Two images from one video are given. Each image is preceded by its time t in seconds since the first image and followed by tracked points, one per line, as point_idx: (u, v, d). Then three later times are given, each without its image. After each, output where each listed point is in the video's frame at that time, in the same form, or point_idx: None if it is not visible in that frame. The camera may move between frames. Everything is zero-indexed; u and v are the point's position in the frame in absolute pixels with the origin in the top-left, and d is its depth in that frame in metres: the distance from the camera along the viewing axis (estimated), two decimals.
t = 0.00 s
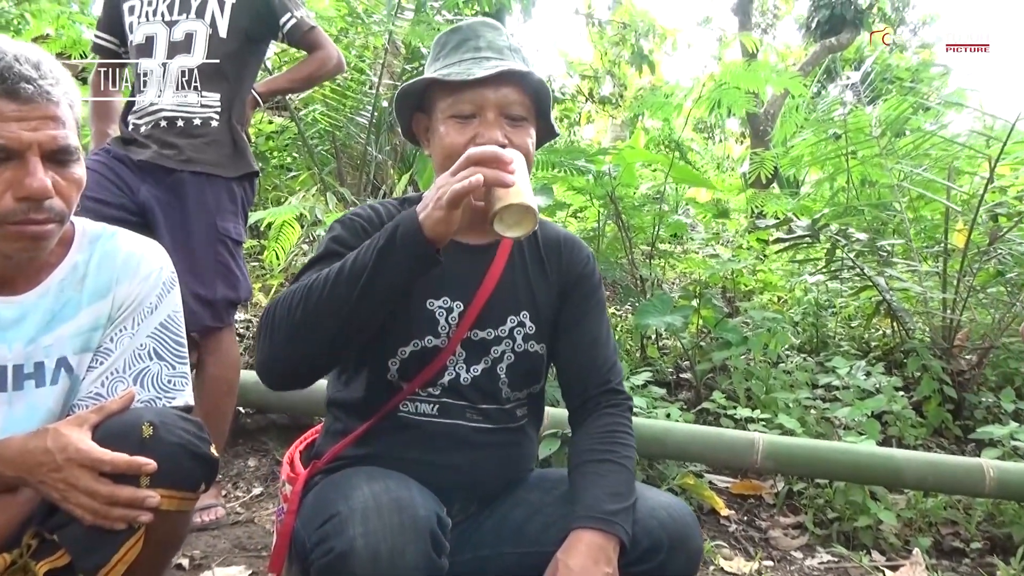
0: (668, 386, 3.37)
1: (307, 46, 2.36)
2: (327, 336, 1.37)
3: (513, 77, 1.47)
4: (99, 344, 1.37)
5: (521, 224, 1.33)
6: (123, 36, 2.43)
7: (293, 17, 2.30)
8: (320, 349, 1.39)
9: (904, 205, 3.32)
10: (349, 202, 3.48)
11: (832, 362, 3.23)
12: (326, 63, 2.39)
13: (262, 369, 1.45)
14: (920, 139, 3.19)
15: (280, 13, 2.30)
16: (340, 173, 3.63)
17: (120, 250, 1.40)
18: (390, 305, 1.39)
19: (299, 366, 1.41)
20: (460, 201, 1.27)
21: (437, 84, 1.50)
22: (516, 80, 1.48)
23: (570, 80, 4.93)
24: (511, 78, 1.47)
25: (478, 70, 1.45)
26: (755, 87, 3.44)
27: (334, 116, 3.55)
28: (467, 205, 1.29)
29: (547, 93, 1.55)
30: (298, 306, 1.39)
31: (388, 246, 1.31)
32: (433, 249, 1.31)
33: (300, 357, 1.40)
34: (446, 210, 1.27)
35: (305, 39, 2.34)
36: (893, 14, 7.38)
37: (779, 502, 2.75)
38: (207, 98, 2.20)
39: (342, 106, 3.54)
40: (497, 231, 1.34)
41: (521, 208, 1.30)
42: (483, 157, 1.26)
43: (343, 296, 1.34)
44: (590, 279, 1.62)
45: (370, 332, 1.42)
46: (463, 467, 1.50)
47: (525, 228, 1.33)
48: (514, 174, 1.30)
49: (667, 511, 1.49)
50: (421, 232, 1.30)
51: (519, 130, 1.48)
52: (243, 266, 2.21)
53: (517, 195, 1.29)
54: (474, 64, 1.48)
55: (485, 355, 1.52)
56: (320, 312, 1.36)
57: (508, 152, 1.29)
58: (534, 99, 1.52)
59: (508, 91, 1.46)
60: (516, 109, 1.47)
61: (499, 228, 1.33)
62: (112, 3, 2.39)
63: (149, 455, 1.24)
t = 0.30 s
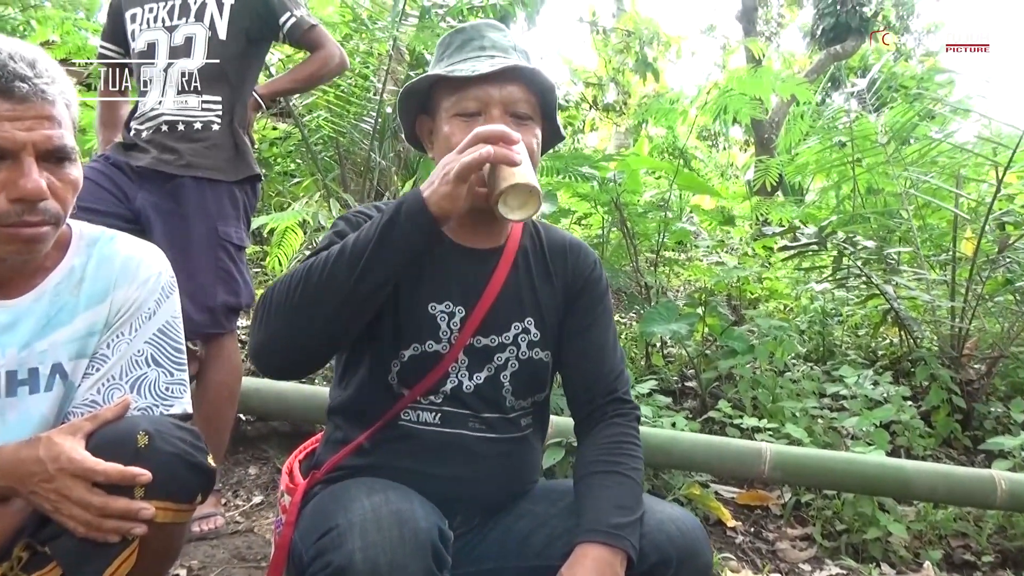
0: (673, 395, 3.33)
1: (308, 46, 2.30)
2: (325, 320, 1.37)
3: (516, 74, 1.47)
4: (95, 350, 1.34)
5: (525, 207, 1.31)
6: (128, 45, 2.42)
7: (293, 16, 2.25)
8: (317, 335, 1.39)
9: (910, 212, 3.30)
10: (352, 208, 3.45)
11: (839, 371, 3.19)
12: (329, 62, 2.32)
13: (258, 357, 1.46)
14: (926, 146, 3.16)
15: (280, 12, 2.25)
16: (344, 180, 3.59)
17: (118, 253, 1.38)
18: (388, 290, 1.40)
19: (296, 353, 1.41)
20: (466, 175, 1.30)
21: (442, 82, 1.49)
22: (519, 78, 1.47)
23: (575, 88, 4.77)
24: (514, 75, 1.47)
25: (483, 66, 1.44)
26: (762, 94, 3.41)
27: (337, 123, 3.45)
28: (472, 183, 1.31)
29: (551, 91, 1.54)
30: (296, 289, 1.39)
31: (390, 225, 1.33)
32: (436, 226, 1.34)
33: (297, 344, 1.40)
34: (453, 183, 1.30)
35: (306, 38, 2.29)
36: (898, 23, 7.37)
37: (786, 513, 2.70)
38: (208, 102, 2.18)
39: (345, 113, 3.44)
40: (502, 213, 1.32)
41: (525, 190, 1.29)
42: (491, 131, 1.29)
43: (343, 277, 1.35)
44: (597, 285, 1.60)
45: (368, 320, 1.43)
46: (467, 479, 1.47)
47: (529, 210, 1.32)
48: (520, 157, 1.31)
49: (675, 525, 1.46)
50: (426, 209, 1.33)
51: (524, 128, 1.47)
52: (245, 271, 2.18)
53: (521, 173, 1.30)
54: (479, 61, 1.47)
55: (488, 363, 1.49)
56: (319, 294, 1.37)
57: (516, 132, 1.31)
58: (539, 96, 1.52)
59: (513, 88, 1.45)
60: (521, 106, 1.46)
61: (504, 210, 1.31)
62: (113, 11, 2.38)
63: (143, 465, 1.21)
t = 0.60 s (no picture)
0: (676, 403, 3.30)
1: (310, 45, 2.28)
2: (320, 312, 1.35)
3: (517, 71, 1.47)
4: (87, 355, 1.32)
5: (526, 198, 1.31)
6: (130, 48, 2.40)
7: (293, 13, 2.23)
8: (311, 327, 1.36)
9: (917, 219, 3.27)
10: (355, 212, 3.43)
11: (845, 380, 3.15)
12: (330, 59, 2.27)
13: (250, 351, 1.43)
14: (932, 153, 3.12)
15: (279, 10, 2.22)
16: (347, 184, 3.54)
17: (113, 256, 1.36)
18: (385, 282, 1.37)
19: (289, 345, 1.38)
20: (467, 163, 1.29)
21: (443, 81, 1.50)
22: (518, 73, 1.48)
23: (579, 94, 4.74)
24: (515, 72, 1.47)
25: (482, 63, 1.44)
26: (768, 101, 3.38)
27: (341, 127, 3.42)
28: (473, 172, 1.31)
29: (552, 91, 1.55)
30: (291, 278, 1.36)
31: (390, 212, 1.32)
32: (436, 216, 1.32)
33: (292, 336, 1.37)
34: (455, 171, 1.30)
35: (306, 35, 2.26)
36: (903, 31, 7.36)
37: (791, 524, 2.67)
38: (209, 104, 2.17)
39: (349, 117, 3.42)
40: (503, 205, 1.31)
41: (527, 180, 1.29)
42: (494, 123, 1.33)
43: (339, 266, 1.33)
44: (601, 292, 1.57)
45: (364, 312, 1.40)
46: (466, 490, 1.44)
47: (530, 202, 1.31)
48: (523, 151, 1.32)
49: (679, 538, 1.42)
50: (426, 195, 1.31)
51: (527, 126, 1.47)
52: (247, 275, 2.15)
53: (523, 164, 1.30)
54: (479, 58, 1.47)
55: (488, 370, 1.46)
56: (315, 283, 1.34)
57: (519, 127, 1.35)
58: (540, 95, 1.52)
59: (514, 86, 1.46)
60: (523, 104, 1.47)
61: (505, 201, 1.30)
62: (114, 12, 2.36)
63: (133, 475, 1.18)
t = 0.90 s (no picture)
0: (679, 413, 3.27)
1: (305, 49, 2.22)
2: (315, 311, 1.33)
3: (522, 76, 1.47)
4: (80, 364, 1.30)
5: (525, 194, 1.31)
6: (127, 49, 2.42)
7: (286, 18, 2.17)
8: (306, 326, 1.34)
9: (922, 229, 3.24)
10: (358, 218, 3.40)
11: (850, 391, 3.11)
12: (323, 67, 2.22)
13: (244, 352, 1.41)
14: (937, 163, 3.09)
15: (271, 12, 2.17)
16: (349, 190, 3.52)
17: (107, 263, 1.34)
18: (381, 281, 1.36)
19: (283, 345, 1.36)
20: (466, 158, 1.29)
21: (443, 88, 1.49)
22: (522, 79, 1.47)
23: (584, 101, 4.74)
24: (516, 79, 1.47)
25: (483, 69, 1.44)
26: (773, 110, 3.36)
27: (345, 133, 3.41)
28: (471, 167, 1.30)
29: (554, 101, 1.54)
30: (285, 276, 1.34)
31: (389, 209, 1.31)
32: (434, 213, 1.31)
33: (286, 336, 1.35)
34: (453, 166, 1.29)
35: (301, 40, 2.20)
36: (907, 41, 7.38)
37: (795, 536, 2.64)
38: (193, 108, 2.15)
39: (353, 123, 3.41)
40: (502, 201, 1.31)
41: (527, 176, 1.29)
42: (492, 119, 1.32)
43: (334, 263, 1.31)
44: (604, 302, 1.56)
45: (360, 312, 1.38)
46: (465, 504, 1.42)
47: (530, 199, 1.31)
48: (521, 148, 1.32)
49: (682, 555, 1.40)
50: (423, 191, 1.30)
51: (528, 132, 1.46)
52: (233, 281, 2.12)
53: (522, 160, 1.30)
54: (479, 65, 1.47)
55: (488, 380, 1.45)
56: (312, 278, 1.32)
57: (517, 124, 1.34)
58: (542, 104, 1.51)
59: (514, 92, 1.45)
60: (523, 109, 1.46)
61: (504, 197, 1.30)
62: (115, 17, 2.39)
63: (126, 488, 1.16)
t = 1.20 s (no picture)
0: (682, 423, 3.25)
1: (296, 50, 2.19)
2: (310, 309, 1.31)
3: (528, 81, 1.47)
4: (74, 372, 1.29)
5: (523, 188, 1.29)
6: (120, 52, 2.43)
7: (274, 17, 2.14)
8: (301, 325, 1.32)
9: (926, 239, 3.22)
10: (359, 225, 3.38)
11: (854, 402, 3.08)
12: (315, 64, 2.19)
13: (239, 356, 1.39)
14: (942, 173, 3.07)
15: (260, 13, 2.15)
16: (351, 197, 3.51)
17: (102, 270, 1.33)
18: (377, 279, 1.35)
19: (278, 347, 1.34)
20: (461, 151, 1.29)
21: (443, 93, 1.50)
22: (525, 85, 1.47)
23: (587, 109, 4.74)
24: (515, 84, 1.47)
25: (483, 73, 1.45)
26: (777, 119, 3.34)
27: (347, 140, 3.40)
28: (466, 162, 1.30)
29: (555, 110, 1.54)
30: (280, 276, 1.34)
31: (385, 208, 1.31)
32: (431, 210, 1.30)
33: (281, 336, 1.33)
34: (448, 159, 1.28)
35: (290, 39, 2.17)
36: (911, 51, 7.39)
37: (798, 549, 2.61)
38: (182, 114, 2.14)
39: (356, 130, 3.40)
40: (499, 195, 1.29)
41: (522, 167, 1.28)
42: (486, 113, 1.32)
43: (329, 261, 1.31)
44: (605, 312, 1.55)
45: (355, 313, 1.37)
46: (465, 518, 1.40)
47: (528, 192, 1.30)
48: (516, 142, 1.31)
49: (685, 569, 1.40)
50: (419, 187, 1.30)
51: (528, 136, 1.45)
52: (224, 288, 2.11)
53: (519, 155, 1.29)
54: (477, 69, 1.48)
55: (489, 390, 1.43)
56: (307, 275, 1.31)
57: (512, 119, 1.34)
58: (543, 112, 1.51)
59: (514, 97, 1.45)
60: (523, 114, 1.46)
61: (501, 191, 1.29)
62: (109, 20, 2.38)
63: (119, 499, 1.15)
